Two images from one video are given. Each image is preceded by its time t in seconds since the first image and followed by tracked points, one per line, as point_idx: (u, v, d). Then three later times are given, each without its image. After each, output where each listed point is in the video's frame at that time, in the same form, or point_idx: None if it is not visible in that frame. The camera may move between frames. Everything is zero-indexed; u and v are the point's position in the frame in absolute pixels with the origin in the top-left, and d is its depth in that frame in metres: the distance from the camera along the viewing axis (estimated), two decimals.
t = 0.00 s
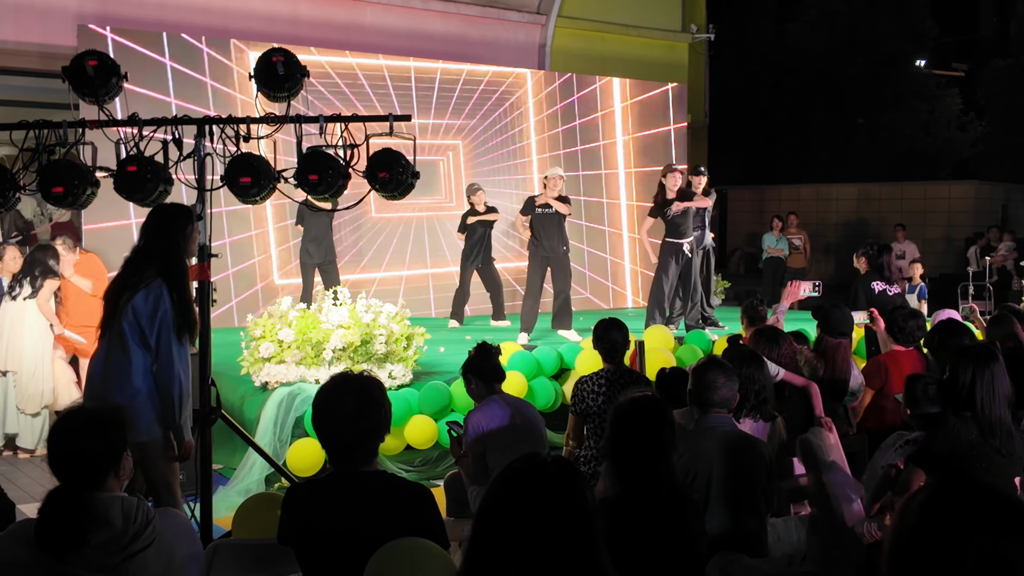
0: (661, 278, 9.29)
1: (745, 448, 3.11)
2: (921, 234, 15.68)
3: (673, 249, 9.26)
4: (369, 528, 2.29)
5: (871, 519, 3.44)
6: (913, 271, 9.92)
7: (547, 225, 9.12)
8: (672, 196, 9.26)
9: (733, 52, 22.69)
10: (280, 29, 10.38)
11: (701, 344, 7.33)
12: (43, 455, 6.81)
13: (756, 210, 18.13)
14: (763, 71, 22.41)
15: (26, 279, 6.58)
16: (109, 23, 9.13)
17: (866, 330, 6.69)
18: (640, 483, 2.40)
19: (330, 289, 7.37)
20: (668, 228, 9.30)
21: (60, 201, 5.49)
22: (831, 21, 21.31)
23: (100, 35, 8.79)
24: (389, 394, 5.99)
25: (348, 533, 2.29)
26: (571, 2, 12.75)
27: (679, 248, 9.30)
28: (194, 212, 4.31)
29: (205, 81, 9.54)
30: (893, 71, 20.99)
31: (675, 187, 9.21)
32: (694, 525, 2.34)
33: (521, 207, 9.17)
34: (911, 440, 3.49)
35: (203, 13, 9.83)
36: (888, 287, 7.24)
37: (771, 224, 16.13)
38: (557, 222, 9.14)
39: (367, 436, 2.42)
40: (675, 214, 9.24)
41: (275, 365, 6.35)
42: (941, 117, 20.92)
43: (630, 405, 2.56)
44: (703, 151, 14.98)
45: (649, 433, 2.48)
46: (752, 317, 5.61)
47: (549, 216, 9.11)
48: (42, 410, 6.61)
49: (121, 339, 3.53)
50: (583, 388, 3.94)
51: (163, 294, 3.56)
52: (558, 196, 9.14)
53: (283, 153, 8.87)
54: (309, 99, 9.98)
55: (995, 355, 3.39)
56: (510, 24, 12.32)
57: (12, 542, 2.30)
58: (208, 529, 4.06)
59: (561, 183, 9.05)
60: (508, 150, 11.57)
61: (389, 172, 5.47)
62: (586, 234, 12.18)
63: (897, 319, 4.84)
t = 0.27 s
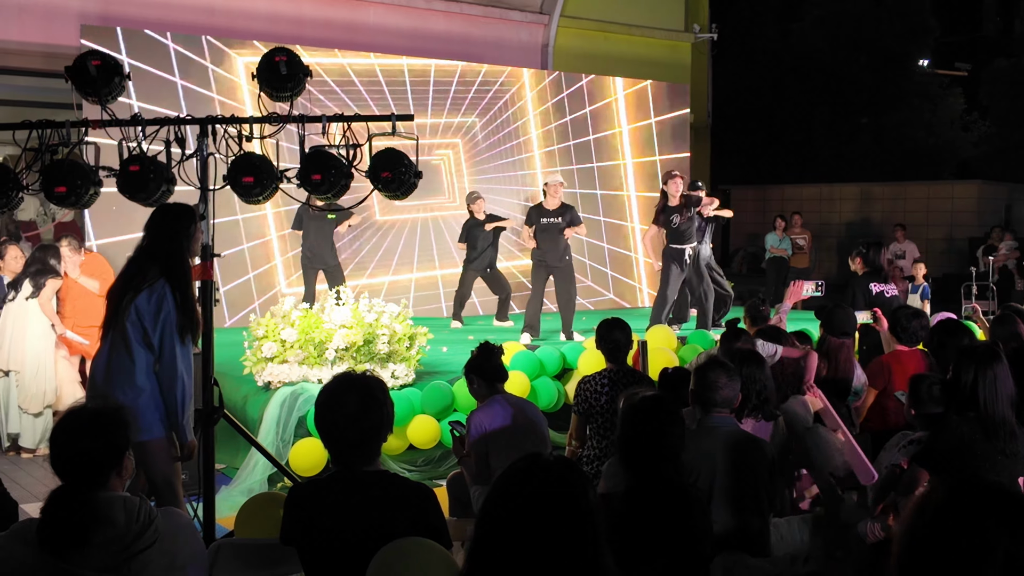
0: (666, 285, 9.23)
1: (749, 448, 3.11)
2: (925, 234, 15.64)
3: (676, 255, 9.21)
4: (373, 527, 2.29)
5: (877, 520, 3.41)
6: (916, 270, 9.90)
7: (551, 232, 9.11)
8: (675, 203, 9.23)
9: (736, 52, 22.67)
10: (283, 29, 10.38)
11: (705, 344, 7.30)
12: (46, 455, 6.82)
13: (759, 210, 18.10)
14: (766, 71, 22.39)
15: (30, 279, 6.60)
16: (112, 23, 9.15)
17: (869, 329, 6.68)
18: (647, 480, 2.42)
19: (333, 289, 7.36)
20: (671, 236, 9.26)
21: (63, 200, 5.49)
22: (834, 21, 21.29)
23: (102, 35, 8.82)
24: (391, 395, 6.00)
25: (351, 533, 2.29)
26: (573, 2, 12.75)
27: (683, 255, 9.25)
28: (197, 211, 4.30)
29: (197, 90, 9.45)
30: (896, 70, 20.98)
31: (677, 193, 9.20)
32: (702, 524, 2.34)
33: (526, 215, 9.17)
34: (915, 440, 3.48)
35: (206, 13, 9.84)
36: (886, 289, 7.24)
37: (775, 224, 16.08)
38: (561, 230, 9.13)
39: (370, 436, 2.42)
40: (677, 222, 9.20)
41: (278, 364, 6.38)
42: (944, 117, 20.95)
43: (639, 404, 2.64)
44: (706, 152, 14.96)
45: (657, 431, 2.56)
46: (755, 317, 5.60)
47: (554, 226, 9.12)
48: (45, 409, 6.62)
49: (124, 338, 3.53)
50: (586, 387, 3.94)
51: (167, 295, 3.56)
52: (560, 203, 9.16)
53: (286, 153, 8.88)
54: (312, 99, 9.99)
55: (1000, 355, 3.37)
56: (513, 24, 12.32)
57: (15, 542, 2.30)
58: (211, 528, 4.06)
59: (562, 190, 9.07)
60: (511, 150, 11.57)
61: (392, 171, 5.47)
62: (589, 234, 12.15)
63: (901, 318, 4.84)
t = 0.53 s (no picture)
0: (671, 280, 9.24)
1: (753, 447, 3.10)
2: (929, 234, 15.62)
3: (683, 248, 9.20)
4: (376, 526, 2.29)
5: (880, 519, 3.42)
6: (920, 271, 9.89)
7: (562, 229, 9.04)
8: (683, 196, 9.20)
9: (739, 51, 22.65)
10: (286, 29, 10.38)
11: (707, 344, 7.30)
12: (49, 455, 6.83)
13: (762, 210, 18.06)
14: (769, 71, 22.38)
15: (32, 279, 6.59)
16: (116, 24, 9.16)
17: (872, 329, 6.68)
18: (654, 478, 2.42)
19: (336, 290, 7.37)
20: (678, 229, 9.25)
21: (66, 201, 5.49)
22: (838, 20, 21.27)
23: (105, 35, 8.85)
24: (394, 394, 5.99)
25: (354, 531, 2.29)
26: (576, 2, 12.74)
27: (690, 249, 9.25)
28: (200, 212, 4.31)
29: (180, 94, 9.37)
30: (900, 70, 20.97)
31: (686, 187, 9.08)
32: (707, 524, 2.34)
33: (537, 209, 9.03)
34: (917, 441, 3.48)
35: (210, 13, 9.84)
36: (886, 286, 7.24)
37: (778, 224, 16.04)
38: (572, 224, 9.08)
39: (373, 436, 2.42)
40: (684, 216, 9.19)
41: (281, 364, 6.36)
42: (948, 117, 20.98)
43: (648, 401, 2.66)
44: (709, 151, 14.93)
45: (664, 427, 2.58)
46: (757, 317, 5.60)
47: (567, 219, 9.06)
48: (48, 409, 6.64)
49: (127, 339, 3.53)
50: (589, 387, 3.94)
51: (170, 296, 3.56)
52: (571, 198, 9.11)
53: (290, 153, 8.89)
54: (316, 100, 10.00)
55: (1003, 355, 3.36)
56: (516, 24, 12.33)
57: (18, 541, 2.29)
58: (214, 528, 4.06)
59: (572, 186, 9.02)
60: (514, 150, 11.57)
61: (395, 171, 5.47)
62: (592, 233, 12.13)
63: (903, 320, 4.89)
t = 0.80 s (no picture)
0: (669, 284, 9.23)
1: (755, 449, 3.09)
2: (933, 234, 15.57)
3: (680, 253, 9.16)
4: (379, 526, 2.29)
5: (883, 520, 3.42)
6: (923, 270, 9.85)
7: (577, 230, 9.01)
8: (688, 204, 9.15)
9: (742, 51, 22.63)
10: (289, 29, 10.38)
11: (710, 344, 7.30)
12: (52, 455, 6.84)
13: (766, 209, 18.02)
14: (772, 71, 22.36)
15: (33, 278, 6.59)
16: (119, 23, 9.17)
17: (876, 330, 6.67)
18: (655, 482, 2.38)
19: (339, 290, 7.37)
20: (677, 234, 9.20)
21: (70, 201, 5.49)
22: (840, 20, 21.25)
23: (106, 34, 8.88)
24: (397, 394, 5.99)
25: (356, 530, 2.29)
26: (579, 1, 12.73)
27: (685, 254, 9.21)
28: (202, 211, 4.31)
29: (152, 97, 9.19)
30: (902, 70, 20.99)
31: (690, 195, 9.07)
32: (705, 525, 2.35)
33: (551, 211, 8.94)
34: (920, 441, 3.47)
35: (213, 13, 9.85)
36: (892, 289, 7.22)
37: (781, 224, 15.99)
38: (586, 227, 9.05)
39: (376, 436, 2.42)
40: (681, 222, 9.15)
41: (284, 364, 6.37)
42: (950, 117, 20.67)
43: (646, 400, 2.51)
44: (712, 151, 14.91)
45: (666, 429, 2.44)
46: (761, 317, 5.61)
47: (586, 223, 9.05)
48: (49, 409, 6.64)
49: (128, 338, 3.54)
50: (592, 386, 3.94)
51: (171, 295, 3.57)
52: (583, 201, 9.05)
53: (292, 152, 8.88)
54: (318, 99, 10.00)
55: (1006, 354, 3.35)
56: (518, 24, 12.32)
57: (20, 541, 2.29)
58: (217, 528, 4.06)
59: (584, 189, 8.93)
60: (517, 149, 11.57)
61: (397, 171, 5.47)
62: (595, 233, 12.11)
63: (907, 319, 4.89)
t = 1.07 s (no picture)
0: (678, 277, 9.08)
1: (755, 449, 3.09)
2: (934, 233, 15.59)
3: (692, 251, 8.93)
4: (379, 525, 2.29)
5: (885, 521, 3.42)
6: (925, 270, 9.85)
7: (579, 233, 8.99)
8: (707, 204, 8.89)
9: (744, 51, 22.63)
10: (291, 29, 10.39)
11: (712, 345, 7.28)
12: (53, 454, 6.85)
13: (768, 209, 18.01)
14: (774, 71, 22.36)
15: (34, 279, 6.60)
16: (121, 23, 9.18)
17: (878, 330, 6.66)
18: (651, 481, 2.39)
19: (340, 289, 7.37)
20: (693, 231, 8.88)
21: (70, 200, 5.50)
22: (842, 20, 21.25)
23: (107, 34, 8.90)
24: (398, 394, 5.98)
25: (355, 528, 2.29)
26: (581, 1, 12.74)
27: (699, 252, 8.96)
28: (204, 211, 4.31)
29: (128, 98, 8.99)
30: (905, 70, 20.96)
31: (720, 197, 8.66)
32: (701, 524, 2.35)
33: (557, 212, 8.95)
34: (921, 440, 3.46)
35: (215, 13, 9.85)
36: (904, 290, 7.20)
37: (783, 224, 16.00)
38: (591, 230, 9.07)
39: (375, 435, 2.42)
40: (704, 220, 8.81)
41: (285, 364, 6.37)
42: (954, 116, 21.04)
43: (640, 399, 2.51)
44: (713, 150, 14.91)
45: (661, 428, 2.45)
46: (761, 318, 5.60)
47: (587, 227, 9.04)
48: (50, 408, 6.65)
49: (128, 337, 3.54)
50: (593, 386, 3.93)
51: (171, 294, 3.57)
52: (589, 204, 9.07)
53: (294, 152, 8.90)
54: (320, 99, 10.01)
55: (1007, 354, 3.36)
56: (520, 24, 12.33)
57: (20, 541, 2.30)
58: (218, 527, 4.07)
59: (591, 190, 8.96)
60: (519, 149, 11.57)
61: (398, 171, 5.47)
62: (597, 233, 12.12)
63: (908, 319, 4.89)
